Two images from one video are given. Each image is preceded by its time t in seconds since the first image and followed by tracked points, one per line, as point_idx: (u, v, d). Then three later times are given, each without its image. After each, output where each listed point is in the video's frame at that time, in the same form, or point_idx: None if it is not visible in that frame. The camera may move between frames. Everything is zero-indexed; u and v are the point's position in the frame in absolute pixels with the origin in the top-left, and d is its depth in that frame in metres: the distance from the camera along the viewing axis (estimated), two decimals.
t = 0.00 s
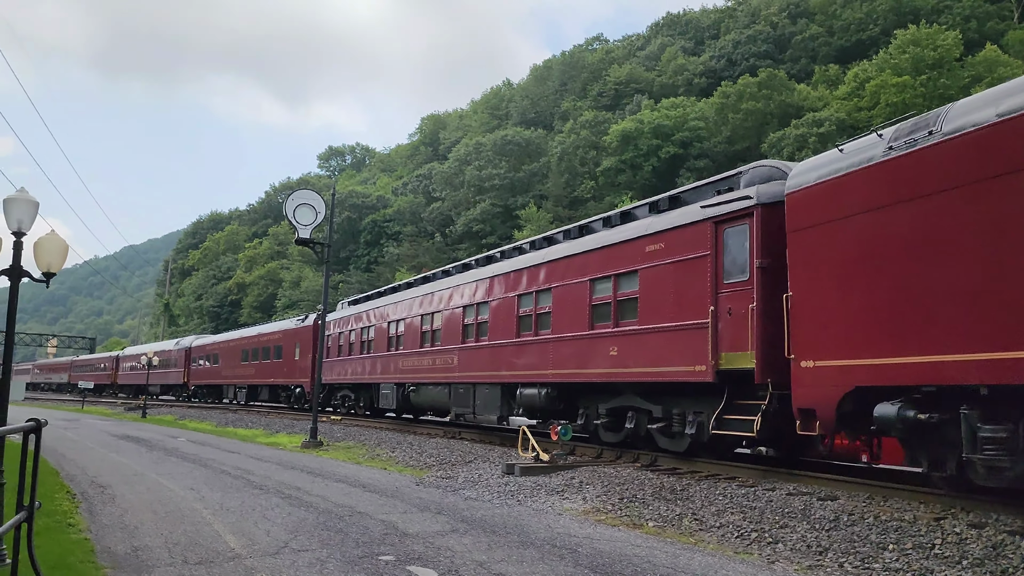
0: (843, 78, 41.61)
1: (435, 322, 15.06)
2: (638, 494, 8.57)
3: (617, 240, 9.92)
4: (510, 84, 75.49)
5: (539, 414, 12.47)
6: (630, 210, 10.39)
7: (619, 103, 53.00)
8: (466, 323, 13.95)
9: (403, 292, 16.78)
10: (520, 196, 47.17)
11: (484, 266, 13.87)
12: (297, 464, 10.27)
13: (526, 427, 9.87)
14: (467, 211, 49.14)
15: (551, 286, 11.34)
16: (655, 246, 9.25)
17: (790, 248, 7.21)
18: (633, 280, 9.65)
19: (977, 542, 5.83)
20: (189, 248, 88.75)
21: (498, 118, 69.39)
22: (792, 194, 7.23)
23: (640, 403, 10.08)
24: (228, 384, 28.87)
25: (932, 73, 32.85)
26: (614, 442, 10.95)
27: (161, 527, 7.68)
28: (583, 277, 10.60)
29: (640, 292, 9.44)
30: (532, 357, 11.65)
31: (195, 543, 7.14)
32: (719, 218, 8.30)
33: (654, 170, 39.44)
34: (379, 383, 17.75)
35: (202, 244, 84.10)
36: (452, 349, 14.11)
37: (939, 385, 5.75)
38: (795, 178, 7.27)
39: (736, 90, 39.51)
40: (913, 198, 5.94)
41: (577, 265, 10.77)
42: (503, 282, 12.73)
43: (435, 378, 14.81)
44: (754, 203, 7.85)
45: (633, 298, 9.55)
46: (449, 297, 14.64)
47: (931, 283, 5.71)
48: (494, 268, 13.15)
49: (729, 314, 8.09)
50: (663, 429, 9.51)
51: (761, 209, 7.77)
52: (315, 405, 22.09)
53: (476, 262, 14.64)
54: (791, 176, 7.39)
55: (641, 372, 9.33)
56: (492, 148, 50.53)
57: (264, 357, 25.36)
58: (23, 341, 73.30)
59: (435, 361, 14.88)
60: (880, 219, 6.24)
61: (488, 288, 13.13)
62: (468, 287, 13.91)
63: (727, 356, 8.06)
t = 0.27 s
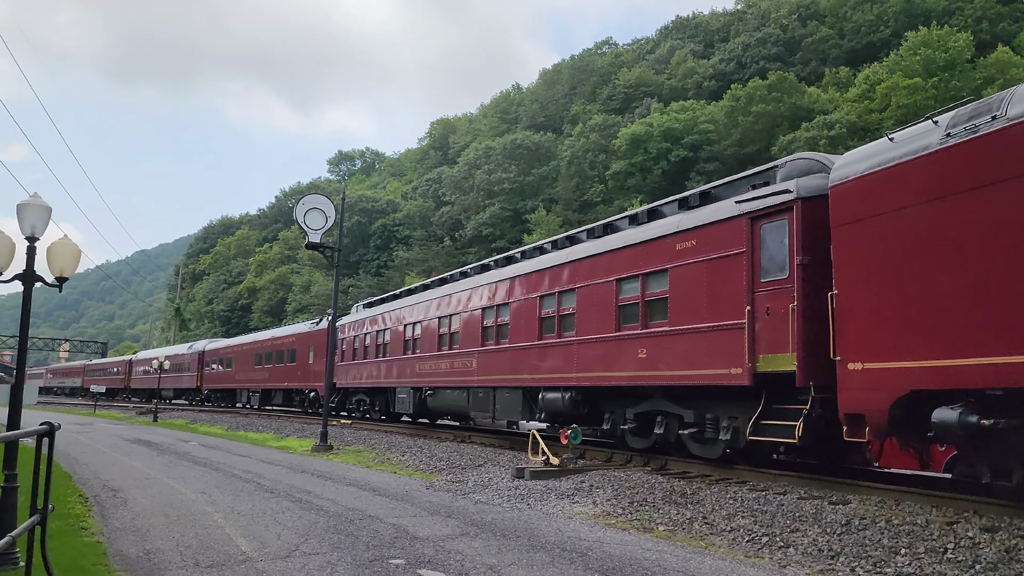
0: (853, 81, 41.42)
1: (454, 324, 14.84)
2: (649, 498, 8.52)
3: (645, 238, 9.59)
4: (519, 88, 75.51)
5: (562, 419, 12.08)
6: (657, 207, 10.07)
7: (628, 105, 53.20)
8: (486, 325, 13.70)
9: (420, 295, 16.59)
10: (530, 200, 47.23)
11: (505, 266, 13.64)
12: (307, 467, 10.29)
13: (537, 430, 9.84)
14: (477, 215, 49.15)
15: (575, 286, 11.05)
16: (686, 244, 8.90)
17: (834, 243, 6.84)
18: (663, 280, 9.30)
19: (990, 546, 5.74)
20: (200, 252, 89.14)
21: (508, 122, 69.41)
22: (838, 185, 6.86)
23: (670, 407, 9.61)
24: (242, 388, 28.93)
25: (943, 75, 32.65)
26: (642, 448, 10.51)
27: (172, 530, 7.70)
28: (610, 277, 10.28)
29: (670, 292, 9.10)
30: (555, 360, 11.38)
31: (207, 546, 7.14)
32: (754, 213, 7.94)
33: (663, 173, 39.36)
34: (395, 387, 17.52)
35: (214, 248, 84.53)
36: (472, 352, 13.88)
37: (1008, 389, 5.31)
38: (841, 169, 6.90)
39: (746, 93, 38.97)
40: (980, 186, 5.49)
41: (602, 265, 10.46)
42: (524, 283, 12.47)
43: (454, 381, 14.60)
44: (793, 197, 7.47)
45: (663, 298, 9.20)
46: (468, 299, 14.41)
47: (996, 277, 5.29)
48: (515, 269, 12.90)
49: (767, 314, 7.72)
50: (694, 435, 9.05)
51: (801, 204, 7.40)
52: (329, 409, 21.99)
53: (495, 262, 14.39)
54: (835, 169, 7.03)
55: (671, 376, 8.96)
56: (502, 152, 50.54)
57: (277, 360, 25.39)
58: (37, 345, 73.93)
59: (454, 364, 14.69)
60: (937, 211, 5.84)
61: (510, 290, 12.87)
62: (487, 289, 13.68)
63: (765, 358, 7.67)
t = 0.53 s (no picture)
0: (859, 84, 41.34)
1: (467, 325, 14.62)
2: (654, 502, 8.49)
3: (669, 235, 9.26)
4: (525, 92, 75.55)
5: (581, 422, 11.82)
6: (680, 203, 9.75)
7: (633, 109, 53.19)
8: (500, 327, 13.47)
9: (433, 296, 16.42)
10: (535, 204, 47.26)
11: (520, 266, 13.39)
12: (312, 470, 10.31)
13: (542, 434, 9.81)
14: (482, 218, 49.17)
15: (594, 286, 10.74)
16: (713, 241, 8.55)
17: (878, 238, 6.44)
18: (688, 278, 8.96)
19: (996, 551, 5.70)
20: (206, 255, 89.36)
21: (514, 126, 69.47)
22: (882, 177, 6.46)
23: (696, 411, 9.30)
24: (251, 391, 28.95)
25: (949, 78, 32.55)
26: (665, 454, 10.21)
27: (177, 533, 7.71)
28: (631, 276, 9.95)
29: (695, 291, 8.76)
30: (573, 362, 11.09)
31: (212, 549, 7.14)
32: (787, 208, 7.59)
33: (669, 176, 39.35)
34: (407, 390, 17.29)
35: (220, 251, 84.78)
36: (487, 353, 13.65)
37: None
38: (885, 160, 6.50)
39: (752, 96, 39.55)
40: None
41: (623, 263, 10.14)
42: (540, 282, 12.20)
43: (467, 384, 14.37)
44: (830, 190, 7.10)
45: (688, 297, 8.86)
46: (481, 300, 14.18)
47: None
48: (531, 268, 12.63)
49: (801, 314, 7.33)
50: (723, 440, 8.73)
51: (837, 197, 7.03)
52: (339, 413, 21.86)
53: (509, 262, 14.16)
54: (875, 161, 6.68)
55: (697, 379, 8.63)
56: (507, 155, 50.55)
57: (286, 363, 25.38)
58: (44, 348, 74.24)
59: (468, 366, 14.46)
60: (989, 205, 5.49)
61: (526, 289, 12.60)
62: (502, 289, 13.43)
63: (798, 361, 7.29)
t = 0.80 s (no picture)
0: (862, 87, 41.34)
1: (477, 326, 14.35)
2: (656, 504, 8.48)
3: (691, 231, 8.95)
4: (527, 94, 75.62)
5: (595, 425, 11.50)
6: (702, 198, 9.44)
7: (636, 111, 53.21)
8: (511, 328, 13.19)
9: (441, 297, 16.19)
10: (537, 206, 47.26)
11: (532, 265, 13.10)
12: (313, 472, 10.31)
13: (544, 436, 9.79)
14: (484, 220, 49.21)
15: (611, 284, 10.42)
16: (738, 236, 8.23)
17: (921, 231, 6.08)
18: (711, 276, 8.65)
19: (999, 554, 5.68)
20: (208, 257, 89.36)
21: (516, 128, 69.51)
22: (924, 168, 6.12)
23: (720, 414, 8.98)
24: (255, 393, 28.88)
25: (951, 81, 32.52)
26: (685, 458, 9.94)
27: (178, 535, 7.71)
28: (651, 274, 9.63)
29: (720, 289, 8.44)
30: (587, 363, 10.80)
31: (213, 551, 7.13)
32: (819, 202, 7.27)
33: (671, 179, 39.35)
34: (414, 392, 17.03)
35: (222, 253, 84.92)
36: (497, 354, 13.37)
37: None
38: (927, 150, 6.16)
39: (754, 98, 39.66)
40: None
41: (642, 261, 9.82)
42: (554, 282, 11.91)
43: (478, 386, 14.10)
44: (866, 182, 6.76)
45: (712, 295, 8.54)
46: (491, 300, 13.92)
47: None
48: (543, 267, 12.33)
49: (835, 312, 7.01)
50: (750, 445, 8.47)
51: (873, 189, 6.69)
52: (344, 415, 21.72)
53: (520, 262, 13.89)
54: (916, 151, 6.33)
55: (722, 381, 8.32)
56: (510, 157, 50.56)
57: (290, 365, 25.31)
58: (46, 349, 74.33)
59: (478, 368, 14.18)
60: None
61: (538, 289, 12.30)
62: (513, 288, 13.15)
63: (831, 361, 6.97)
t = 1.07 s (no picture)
0: (864, 88, 41.28)
1: (487, 325, 13.98)
2: (657, 506, 8.46)
3: (713, 226, 8.54)
4: (529, 95, 75.63)
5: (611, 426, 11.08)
6: (724, 192, 9.04)
7: (638, 112, 53.19)
8: (523, 327, 12.80)
9: (449, 295, 15.85)
10: (539, 207, 47.26)
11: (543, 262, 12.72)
12: (314, 472, 10.32)
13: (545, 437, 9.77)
14: (486, 221, 49.20)
15: (627, 282, 10.02)
16: (765, 231, 7.82)
17: (965, 222, 5.77)
18: (736, 273, 8.24)
19: (1000, 557, 5.66)
20: (210, 257, 89.46)
21: (518, 128, 69.51)
22: (973, 156, 5.78)
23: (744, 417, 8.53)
24: (259, 392, 28.86)
25: (954, 82, 32.45)
26: (706, 461, 9.55)
27: (178, 534, 7.71)
28: (670, 270, 9.22)
29: (745, 286, 8.04)
30: (602, 363, 10.40)
31: (213, 551, 7.13)
32: (852, 194, 6.87)
33: (673, 179, 39.30)
34: (422, 392, 16.66)
35: (224, 253, 85.04)
36: (508, 355, 12.99)
37: None
38: (971, 137, 5.88)
39: (756, 100, 39.52)
40: None
41: (660, 257, 9.42)
42: (567, 279, 11.53)
43: (488, 387, 13.71)
44: (905, 172, 6.37)
45: (737, 292, 8.14)
46: (502, 298, 13.56)
47: None
48: (556, 264, 11.94)
49: (870, 310, 6.60)
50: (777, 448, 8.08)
51: (913, 179, 6.30)
52: (349, 416, 21.43)
53: (531, 259, 13.52)
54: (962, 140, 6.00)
55: (747, 382, 7.90)
56: (511, 158, 50.55)
57: (295, 365, 25.28)
58: (47, 348, 74.49)
59: (488, 369, 13.77)
60: None
61: (551, 287, 11.91)
62: (524, 286, 12.79)
63: (866, 361, 6.57)
